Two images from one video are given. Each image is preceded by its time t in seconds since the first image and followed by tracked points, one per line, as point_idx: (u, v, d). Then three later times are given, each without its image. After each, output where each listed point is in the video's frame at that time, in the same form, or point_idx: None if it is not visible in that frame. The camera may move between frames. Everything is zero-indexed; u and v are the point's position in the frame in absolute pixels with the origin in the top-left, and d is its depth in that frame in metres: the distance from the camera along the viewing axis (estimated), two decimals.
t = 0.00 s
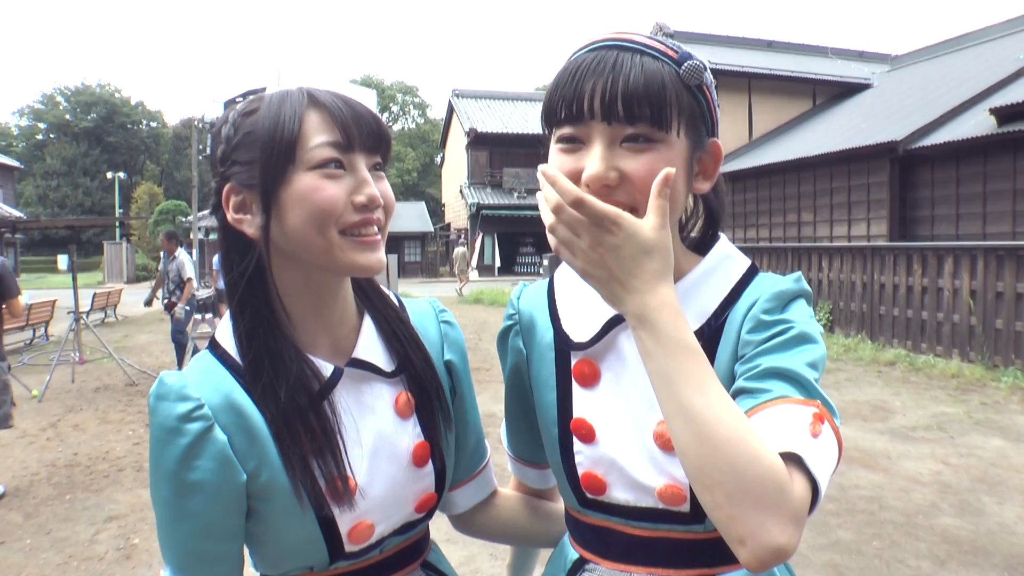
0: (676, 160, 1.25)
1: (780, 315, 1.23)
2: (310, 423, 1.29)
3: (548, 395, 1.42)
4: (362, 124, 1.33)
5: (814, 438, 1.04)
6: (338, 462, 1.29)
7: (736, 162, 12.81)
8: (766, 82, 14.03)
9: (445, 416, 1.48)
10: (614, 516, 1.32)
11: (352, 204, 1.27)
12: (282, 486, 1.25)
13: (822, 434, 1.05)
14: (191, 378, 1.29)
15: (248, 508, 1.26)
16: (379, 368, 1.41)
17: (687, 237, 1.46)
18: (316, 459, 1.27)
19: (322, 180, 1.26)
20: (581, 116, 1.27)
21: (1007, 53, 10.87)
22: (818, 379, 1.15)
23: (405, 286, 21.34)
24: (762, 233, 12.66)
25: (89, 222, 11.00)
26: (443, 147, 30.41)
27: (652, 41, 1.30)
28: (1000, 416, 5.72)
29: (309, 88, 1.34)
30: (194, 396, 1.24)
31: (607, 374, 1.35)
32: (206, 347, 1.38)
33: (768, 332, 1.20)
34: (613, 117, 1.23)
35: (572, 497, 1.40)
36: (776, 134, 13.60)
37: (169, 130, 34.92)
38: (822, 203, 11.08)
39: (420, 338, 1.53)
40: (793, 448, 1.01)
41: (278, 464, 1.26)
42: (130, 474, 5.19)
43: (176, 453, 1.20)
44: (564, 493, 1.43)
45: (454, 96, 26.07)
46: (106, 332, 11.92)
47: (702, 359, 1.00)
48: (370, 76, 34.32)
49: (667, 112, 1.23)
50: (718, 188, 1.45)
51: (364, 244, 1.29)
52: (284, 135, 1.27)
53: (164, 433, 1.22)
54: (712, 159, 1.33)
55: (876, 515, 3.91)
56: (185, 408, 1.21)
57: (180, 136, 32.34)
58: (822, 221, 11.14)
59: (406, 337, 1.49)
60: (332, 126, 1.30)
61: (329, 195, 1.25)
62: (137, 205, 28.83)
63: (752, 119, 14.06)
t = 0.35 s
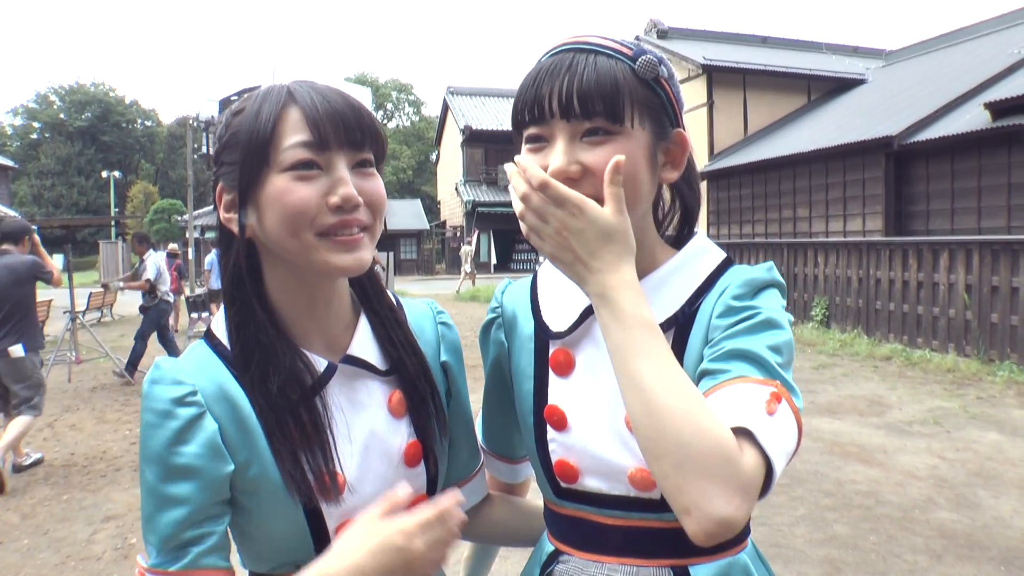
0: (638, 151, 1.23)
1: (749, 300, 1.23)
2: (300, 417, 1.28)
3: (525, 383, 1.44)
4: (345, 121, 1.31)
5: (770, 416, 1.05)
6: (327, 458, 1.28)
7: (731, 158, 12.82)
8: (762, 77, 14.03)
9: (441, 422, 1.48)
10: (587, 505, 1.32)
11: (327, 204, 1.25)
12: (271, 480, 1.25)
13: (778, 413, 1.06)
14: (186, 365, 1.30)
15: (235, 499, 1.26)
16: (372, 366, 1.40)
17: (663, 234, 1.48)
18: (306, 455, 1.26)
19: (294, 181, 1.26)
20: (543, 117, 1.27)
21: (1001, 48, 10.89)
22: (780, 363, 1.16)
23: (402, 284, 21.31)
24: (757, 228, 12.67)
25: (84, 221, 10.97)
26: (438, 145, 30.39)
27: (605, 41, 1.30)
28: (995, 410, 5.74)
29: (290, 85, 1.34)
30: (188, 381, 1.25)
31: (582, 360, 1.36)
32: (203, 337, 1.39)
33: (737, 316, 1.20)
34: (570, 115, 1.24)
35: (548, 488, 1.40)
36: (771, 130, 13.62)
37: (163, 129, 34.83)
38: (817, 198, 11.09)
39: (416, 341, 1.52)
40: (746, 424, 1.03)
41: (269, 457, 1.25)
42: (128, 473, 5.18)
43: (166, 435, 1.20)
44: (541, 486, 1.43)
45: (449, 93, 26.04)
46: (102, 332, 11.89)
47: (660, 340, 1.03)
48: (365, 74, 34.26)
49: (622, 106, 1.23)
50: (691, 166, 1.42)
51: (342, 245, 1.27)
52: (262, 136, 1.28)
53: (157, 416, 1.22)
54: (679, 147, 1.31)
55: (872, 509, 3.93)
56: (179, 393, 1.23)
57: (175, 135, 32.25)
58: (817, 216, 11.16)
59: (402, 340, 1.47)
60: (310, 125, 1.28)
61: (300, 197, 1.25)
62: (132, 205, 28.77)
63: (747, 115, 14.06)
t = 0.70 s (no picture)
0: (623, 157, 1.22)
1: (734, 312, 1.22)
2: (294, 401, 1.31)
3: (521, 386, 1.44)
4: (336, 118, 1.33)
5: (743, 436, 1.04)
6: (319, 444, 1.31)
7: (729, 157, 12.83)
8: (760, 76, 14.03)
9: (445, 429, 1.46)
10: (579, 505, 1.32)
11: (307, 199, 1.25)
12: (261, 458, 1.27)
13: (752, 433, 1.06)
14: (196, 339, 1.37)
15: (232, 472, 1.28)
16: (382, 361, 1.42)
17: (658, 235, 1.48)
18: (306, 436, 1.30)
19: (281, 178, 1.28)
20: (528, 120, 1.27)
21: (1000, 46, 10.89)
22: (759, 378, 1.15)
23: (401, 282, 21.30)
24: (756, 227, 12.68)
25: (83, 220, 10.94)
26: (437, 144, 30.37)
27: (593, 43, 1.30)
28: (995, 408, 5.75)
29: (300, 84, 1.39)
30: (195, 348, 1.33)
31: (574, 369, 1.34)
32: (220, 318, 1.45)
33: (719, 329, 1.19)
34: (555, 118, 1.23)
35: (543, 486, 1.41)
36: (769, 129, 13.62)
37: (161, 127, 34.80)
38: (816, 196, 11.10)
39: (433, 346, 1.51)
40: (715, 445, 1.02)
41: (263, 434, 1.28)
42: (127, 472, 5.18)
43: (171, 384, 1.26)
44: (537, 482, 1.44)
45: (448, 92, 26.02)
46: (100, 331, 11.87)
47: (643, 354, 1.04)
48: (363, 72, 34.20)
49: (607, 110, 1.22)
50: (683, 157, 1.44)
51: (319, 242, 1.24)
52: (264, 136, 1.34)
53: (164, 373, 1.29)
54: (666, 153, 1.31)
55: (872, 507, 3.93)
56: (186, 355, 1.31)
57: (173, 133, 32.21)
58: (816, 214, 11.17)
59: (419, 350, 1.47)
60: (302, 123, 1.31)
61: (281, 191, 1.27)
62: (131, 204, 28.76)
63: (746, 113, 14.06)
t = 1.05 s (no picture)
0: (642, 161, 1.23)
1: (752, 315, 1.22)
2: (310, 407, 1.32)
3: (529, 382, 1.44)
4: (351, 117, 1.36)
5: (764, 447, 1.04)
6: (329, 451, 1.32)
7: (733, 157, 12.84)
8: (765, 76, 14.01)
9: (460, 441, 1.46)
10: (589, 503, 1.32)
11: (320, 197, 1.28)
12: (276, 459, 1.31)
13: (773, 443, 1.06)
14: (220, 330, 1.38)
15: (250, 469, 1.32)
16: (401, 370, 1.43)
17: (673, 234, 1.50)
18: (320, 443, 1.32)
19: (296, 177, 1.33)
20: (548, 118, 1.26)
21: (1007, 46, 10.85)
22: (778, 387, 1.14)
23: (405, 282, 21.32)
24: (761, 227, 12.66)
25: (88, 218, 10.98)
26: (441, 143, 30.40)
27: (615, 40, 1.29)
28: (1001, 410, 5.73)
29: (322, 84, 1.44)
30: (219, 342, 1.34)
31: (583, 364, 1.34)
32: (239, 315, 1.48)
33: (737, 333, 1.19)
34: (575, 118, 1.23)
35: (549, 482, 1.41)
36: (775, 129, 13.61)
37: (167, 126, 34.91)
38: (821, 197, 11.08)
39: (454, 352, 1.52)
40: (739, 457, 1.02)
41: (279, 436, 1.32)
42: (132, 469, 5.19)
43: (194, 376, 1.27)
44: (544, 482, 1.44)
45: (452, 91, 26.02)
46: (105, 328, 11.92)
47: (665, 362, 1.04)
48: (369, 71, 34.21)
49: (627, 111, 1.22)
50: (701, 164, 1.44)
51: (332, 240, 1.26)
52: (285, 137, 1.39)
53: (187, 365, 1.30)
54: (685, 154, 1.32)
55: (877, 509, 3.93)
56: (211, 350, 1.32)
57: (179, 132, 32.32)
58: (821, 215, 11.15)
59: (438, 354, 1.48)
60: (317, 123, 1.35)
61: (296, 190, 1.31)
62: (136, 201, 28.86)
63: (751, 113, 14.05)
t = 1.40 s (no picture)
0: (664, 159, 1.23)
1: (774, 331, 1.18)
2: (311, 403, 1.36)
3: (535, 381, 1.44)
4: (365, 120, 1.36)
5: (795, 484, 1.02)
6: (330, 448, 1.35)
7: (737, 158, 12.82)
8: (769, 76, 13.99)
9: (464, 441, 1.47)
10: (591, 507, 1.32)
11: (331, 202, 1.30)
12: (277, 454, 1.34)
13: (803, 480, 1.04)
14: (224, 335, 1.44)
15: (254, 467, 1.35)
16: (405, 368, 1.45)
17: (682, 234, 1.50)
18: (321, 439, 1.35)
19: (307, 178, 1.34)
20: (571, 110, 1.26)
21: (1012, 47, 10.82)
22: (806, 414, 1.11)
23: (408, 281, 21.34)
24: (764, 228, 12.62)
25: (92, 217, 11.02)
26: (444, 142, 30.40)
27: (642, 36, 1.30)
28: (1004, 411, 5.71)
29: (338, 84, 1.45)
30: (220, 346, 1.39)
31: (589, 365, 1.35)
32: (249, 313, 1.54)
33: (761, 352, 1.15)
34: (601, 112, 1.23)
35: (554, 485, 1.41)
36: (779, 129, 13.59)
37: (171, 125, 34.99)
38: (825, 198, 11.06)
39: (458, 352, 1.53)
40: (769, 497, 0.99)
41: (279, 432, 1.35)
42: (134, 467, 5.20)
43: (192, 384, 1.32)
44: (548, 482, 1.44)
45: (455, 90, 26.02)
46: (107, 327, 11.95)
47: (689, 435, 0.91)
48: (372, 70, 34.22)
49: (656, 107, 1.22)
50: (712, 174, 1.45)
51: (341, 244, 1.29)
52: (297, 136, 1.40)
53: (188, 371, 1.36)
54: (701, 156, 1.33)
55: (879, 510, 3.92)
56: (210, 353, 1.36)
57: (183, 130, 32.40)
58: (825, 216, 11.13)
59: (444, 354, 1.50)
60: (330, 124, 1.36)
61: (308, 191, 1.32)
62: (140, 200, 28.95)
63: (755, 113, 14.03)
